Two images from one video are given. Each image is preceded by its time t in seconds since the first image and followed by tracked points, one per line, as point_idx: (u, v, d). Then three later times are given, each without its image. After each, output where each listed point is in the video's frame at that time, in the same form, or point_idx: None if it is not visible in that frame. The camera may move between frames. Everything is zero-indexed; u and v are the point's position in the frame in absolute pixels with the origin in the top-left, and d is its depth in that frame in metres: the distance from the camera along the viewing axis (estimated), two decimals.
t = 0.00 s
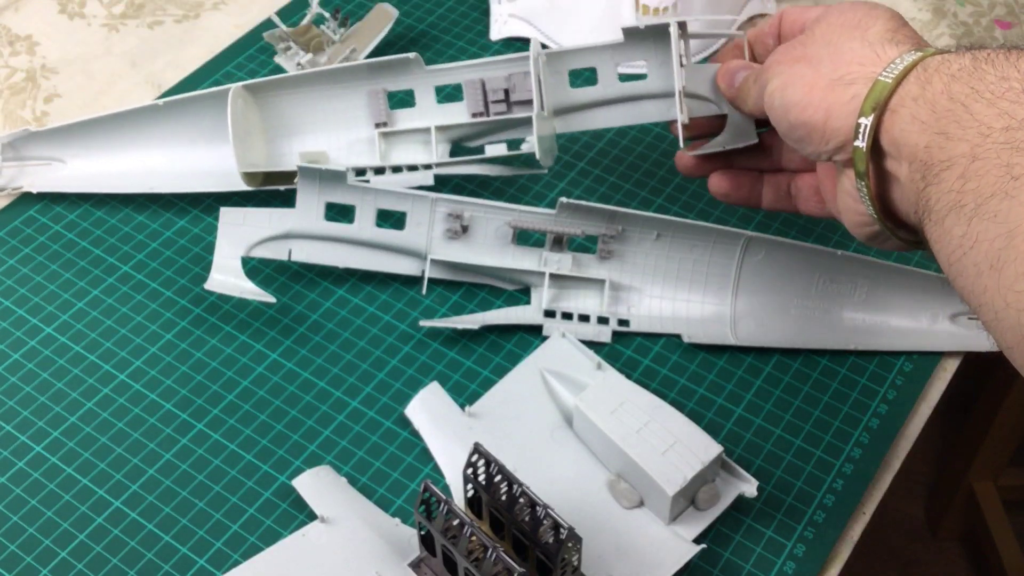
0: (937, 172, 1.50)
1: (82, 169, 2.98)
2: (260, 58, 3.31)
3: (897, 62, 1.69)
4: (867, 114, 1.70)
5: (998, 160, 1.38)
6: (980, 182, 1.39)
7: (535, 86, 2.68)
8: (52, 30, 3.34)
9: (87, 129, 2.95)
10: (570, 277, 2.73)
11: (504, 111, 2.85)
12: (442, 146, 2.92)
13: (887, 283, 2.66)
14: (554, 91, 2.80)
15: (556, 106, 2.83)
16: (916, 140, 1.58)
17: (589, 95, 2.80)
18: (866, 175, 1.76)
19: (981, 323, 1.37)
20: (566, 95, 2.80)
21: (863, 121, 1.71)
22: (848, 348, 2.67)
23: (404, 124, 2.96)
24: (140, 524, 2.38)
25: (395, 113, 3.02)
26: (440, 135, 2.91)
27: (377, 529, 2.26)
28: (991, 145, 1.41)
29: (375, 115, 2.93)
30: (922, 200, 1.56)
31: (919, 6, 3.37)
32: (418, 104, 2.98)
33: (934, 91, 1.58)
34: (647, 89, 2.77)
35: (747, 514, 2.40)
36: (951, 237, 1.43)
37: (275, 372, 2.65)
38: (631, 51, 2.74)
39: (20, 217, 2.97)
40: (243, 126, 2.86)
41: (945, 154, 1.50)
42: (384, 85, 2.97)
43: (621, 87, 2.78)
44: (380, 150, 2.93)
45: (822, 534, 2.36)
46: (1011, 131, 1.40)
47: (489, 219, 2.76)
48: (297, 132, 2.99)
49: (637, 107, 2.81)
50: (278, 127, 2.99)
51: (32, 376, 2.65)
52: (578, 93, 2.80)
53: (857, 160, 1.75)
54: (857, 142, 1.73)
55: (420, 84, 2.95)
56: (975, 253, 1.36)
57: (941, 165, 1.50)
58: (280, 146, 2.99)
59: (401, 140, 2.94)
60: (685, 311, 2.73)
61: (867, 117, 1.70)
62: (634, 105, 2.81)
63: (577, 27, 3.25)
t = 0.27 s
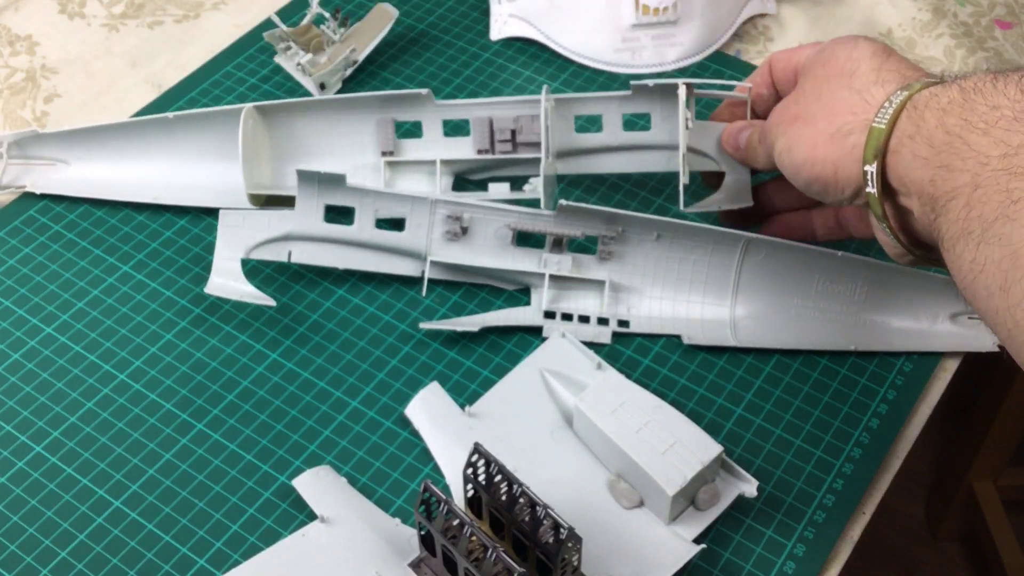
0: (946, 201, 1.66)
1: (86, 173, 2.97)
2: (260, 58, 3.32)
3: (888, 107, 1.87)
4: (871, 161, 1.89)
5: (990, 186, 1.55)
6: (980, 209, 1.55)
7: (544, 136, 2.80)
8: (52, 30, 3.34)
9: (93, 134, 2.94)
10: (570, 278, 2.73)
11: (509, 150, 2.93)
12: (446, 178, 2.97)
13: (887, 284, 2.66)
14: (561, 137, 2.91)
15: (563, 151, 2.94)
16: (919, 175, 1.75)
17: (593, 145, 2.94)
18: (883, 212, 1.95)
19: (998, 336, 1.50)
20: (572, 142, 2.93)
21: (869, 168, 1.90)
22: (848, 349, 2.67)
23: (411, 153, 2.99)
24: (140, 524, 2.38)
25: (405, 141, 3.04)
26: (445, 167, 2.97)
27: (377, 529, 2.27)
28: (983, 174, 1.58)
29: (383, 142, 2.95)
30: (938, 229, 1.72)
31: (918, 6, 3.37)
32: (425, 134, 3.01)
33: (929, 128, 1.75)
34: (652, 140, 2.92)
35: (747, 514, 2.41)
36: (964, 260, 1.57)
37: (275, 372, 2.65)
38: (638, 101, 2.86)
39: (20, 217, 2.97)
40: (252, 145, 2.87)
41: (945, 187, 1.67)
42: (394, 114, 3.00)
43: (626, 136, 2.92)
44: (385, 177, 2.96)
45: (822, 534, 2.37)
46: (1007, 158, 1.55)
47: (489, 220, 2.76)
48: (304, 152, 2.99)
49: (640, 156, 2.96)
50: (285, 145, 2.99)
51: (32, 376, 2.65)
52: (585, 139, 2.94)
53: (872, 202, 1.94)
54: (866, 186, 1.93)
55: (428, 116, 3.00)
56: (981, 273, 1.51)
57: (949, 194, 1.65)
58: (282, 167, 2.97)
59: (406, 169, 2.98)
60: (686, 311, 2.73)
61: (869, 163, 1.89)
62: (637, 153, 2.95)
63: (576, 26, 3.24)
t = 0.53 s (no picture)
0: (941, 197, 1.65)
1: (105, 166, 2.99)
2: (260, 58, 3.32)
3: (881, 101, 1.91)
4: (869, 157, 1.92)
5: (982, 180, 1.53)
6: (975, 197, 1.53)
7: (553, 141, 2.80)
8: (52, 30, 3.34)
9: (107, 127, 2.95)
10: (570, 275, 2.73)
11: (517, 154, 2.94)
12: (453, 180, 2.98)
13: (888, 283, 2.66)
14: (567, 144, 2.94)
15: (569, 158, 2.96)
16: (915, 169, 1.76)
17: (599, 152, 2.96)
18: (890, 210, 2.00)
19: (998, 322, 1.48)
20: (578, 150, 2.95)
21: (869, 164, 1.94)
22: (848, 348, 2.67)
23: (420, 155, 2.99)
24: (140, 523, 2.38)
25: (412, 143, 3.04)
26: (452, 170, 2.98)
27: (377, 529, 2.26)
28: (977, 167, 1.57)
29: (393, 142, 2.96)
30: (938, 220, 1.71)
31: (918, 6, 3.37)
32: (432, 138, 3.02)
33: (921, 120, 1.77)
34: (656, 147, 2.94)
35: (747, 514, 2.40)
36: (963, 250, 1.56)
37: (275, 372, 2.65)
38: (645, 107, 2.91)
39: (19, 217, 2.97)
40: (264, 139, 2.88)
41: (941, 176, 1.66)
42: (403, 118, 3.01)
43: (633, 144, 2.95)
44: (392, 177, 2.96)
45: (822, 534, 2.37)
46: (997, 146, 1.54)
47: (489, 217, 2.76)
48: (314, 148, 3.00)
49: (644, 163, 2.98)
50: (296, 142, 3.00)
51: (32, 376, 2.65)
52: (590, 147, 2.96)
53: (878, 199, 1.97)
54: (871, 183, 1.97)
55: (437, 120, 3.01)
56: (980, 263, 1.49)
57: (944, 185, 1.65)
58: (292, 161, 2.98)
59: (413, 170, 2.99)
60: (686, 310, 2.73)
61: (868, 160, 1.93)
62: (643, 162, 2.98)
63: (577, 26, 3.24)
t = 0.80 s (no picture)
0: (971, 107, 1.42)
1: (106, 164, 2.99)
2: (260, 58, 3.32)
3: None
4: (892, 56, 1.59)
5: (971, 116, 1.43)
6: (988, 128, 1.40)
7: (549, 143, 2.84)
8: (53, 30, 3.34)
9: (107, 127, 2.97)
10: (571, 276, 2.74)
11: (515, 154, 2.94)
12: (452, 181, 2.98)
13: (888, 283, 2.65)
14: (565, 144, 2.95)
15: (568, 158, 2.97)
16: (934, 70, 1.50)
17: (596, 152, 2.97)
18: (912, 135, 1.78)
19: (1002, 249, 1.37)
20: (575, 151, 2.96)
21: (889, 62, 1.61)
22: (848, 348, 2.67)
23: (418, 155, 2.99)
24: (140, 523, 2.38)
25: (411, 143, 3.04)
26: (451, 170, 2.98)
27: (377, 529, 2.27)
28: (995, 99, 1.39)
29: (391, 142, 2.96)
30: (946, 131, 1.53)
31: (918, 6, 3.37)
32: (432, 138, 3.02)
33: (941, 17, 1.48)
34: (654, 149, 2.94)
35: (747, 514, 2.41)
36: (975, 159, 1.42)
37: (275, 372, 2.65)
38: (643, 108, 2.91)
39: (19, 217, 2.97)
40: (262, 139, 2.88)
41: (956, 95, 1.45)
42: (403, 117, 3.02)
43: (632, 145, 2.95)
44: (391, 177, 2.96)
45: (822, 534, 2.36)
46: None
47: (489, 219, 2.77)
48: (312, 149, 3.00)
49: (642, 164, 2.99)
50: (295, 143, 3.00)
51: (32, 376, 2.65)
52: (588, 147, 2.97)
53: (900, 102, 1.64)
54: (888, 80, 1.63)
55: (436, 120, 3.01)
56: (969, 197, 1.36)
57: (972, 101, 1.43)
58: (291, 163, 2.98)
59: (412, 170, 2.99)
60: (686, 311, 2.73)
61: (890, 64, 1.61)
62: (641, 163, 2.98)
63: (578, 26, 3.27)
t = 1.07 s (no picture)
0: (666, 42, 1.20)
1: (106, 164, 2.99)
2: (260, 58, 3.32)
3: None
4: None
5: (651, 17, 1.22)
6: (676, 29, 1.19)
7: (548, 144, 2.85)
8: (53, 30, 3.34)
9: (107, 127, 2.97)
10: (571, 276, 2.74)
11: (515, 155, 2.94)
12: (453, 181, 2.98)
13: (888, 283, 2.65)
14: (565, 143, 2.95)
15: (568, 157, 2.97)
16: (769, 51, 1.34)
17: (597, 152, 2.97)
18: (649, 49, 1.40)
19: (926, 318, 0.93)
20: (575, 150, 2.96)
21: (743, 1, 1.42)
22: (847, 348, 2.67)
23: (418, 155, 2.99)
24: (140, 523, 2.38)
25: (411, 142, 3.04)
26: (451, 170, 2.98)
27: (376, 529, 2.27)
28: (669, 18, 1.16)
29: (391, 142, 2.95)
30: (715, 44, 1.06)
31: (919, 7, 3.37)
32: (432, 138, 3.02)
33: None
34: (654, 149, 2.95)
35: (747, 514, 2.41)
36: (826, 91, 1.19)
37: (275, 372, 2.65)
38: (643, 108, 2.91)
39: (19, 217, 2.97)
40: (262, 139, 2.88)
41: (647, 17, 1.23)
42: (402, 118, 3.01)
43: (632, 144, 2.95)
44: (391, 177, 2.96)
45: (821, 534, 2.36)
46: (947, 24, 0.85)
47: (489, 219, 2.77)
48: (311, 149, 3.00)
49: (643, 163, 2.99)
50: (294, 143, 3.00)
51: (32, 376, 2.65)
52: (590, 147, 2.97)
53: None
54: None
55: (437, 119, 3.01)
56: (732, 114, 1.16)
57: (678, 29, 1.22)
58: (291, 163, 2.98)
59: (413, 170, 2.99)
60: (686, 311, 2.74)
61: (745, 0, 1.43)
62: (640, 162, 2.98)
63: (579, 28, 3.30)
